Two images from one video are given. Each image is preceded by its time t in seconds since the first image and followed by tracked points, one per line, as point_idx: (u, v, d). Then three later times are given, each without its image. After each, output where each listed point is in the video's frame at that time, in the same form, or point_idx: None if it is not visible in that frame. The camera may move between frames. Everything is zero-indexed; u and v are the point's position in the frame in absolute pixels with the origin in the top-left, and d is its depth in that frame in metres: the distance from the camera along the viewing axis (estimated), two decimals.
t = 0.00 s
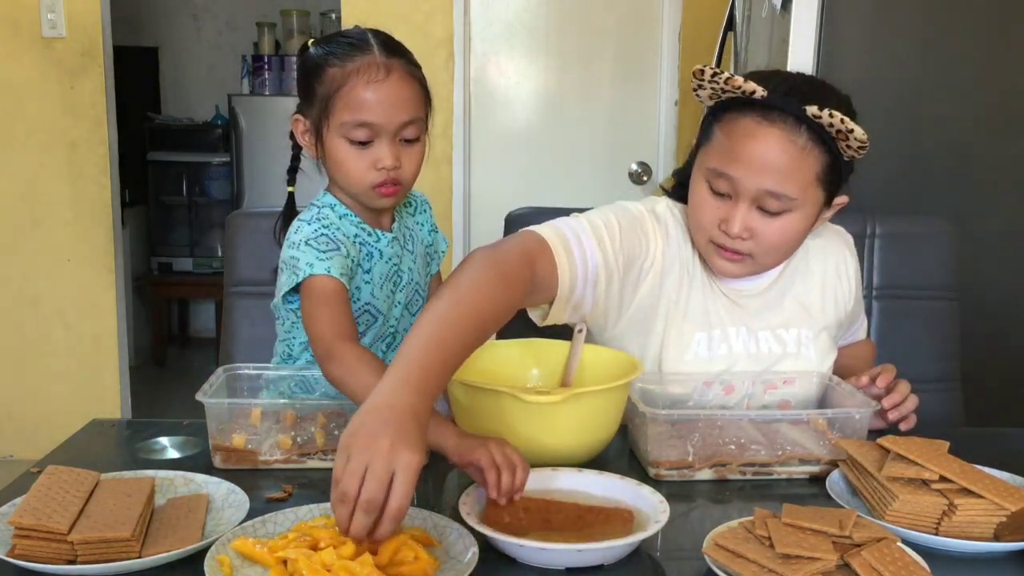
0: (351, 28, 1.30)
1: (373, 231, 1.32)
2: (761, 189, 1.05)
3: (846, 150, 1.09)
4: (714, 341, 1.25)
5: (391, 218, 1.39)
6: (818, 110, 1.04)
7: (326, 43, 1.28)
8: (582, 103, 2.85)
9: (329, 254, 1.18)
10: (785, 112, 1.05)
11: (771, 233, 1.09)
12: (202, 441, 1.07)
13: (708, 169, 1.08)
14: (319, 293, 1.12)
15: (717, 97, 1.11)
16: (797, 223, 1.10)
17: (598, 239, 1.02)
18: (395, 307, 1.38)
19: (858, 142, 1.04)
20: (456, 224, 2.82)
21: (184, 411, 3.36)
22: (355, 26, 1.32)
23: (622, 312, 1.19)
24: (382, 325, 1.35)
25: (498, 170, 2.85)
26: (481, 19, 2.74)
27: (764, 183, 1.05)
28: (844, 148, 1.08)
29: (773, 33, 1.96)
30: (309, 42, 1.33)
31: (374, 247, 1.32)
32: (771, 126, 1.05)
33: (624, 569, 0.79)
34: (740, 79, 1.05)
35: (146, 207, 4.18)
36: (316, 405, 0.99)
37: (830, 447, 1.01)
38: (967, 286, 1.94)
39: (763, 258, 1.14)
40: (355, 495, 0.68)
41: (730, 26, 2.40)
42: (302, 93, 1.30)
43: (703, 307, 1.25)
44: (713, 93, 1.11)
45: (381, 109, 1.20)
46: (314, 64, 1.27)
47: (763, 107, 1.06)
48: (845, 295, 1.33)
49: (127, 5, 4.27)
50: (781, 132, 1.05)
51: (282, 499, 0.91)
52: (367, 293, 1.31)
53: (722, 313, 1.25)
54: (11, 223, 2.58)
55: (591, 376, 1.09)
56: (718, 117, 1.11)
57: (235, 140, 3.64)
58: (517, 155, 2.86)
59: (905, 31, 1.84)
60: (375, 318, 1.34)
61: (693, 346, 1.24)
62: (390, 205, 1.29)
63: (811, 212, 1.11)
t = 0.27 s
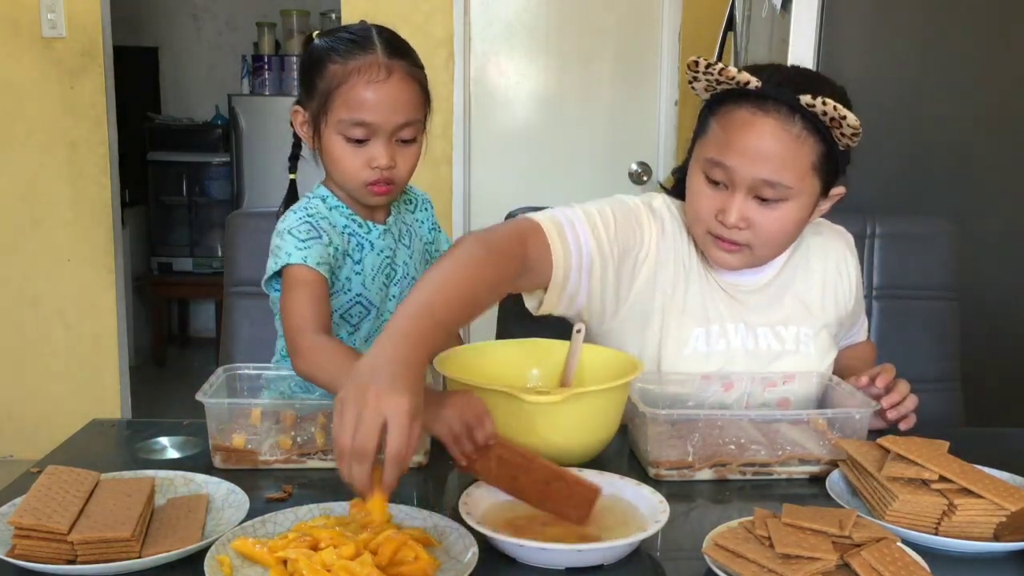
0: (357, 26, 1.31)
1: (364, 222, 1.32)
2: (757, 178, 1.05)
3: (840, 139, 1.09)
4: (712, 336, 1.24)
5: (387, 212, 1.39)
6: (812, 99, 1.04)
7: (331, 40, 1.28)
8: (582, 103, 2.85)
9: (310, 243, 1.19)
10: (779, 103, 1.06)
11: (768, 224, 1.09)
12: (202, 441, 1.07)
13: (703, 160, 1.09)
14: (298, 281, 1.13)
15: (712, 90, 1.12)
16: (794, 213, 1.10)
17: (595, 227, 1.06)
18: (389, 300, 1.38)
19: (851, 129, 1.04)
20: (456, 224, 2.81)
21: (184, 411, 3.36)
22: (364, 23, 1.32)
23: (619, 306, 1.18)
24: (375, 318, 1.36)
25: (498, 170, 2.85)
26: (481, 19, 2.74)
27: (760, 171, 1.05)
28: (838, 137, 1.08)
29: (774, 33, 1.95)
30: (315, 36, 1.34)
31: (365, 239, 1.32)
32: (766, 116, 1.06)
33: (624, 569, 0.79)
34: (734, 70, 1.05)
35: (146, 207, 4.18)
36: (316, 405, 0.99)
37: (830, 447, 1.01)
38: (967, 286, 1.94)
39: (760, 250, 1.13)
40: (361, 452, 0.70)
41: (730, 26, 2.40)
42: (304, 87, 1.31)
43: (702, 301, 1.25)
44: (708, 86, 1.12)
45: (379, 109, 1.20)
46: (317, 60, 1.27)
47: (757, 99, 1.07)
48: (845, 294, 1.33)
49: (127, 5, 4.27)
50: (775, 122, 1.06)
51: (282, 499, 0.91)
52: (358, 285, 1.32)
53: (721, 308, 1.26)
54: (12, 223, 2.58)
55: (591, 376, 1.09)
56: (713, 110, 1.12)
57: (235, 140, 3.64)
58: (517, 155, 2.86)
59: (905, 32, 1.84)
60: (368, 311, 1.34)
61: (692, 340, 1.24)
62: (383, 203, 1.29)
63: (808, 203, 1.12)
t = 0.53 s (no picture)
0: (352, 20, 1.30)
1: (356, 214, 1.33)
2: (779, 164, 1.08)
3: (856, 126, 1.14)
4: (714, 326, 1.25)
5: (380, 204, 1.39)
6: (833, 87, 1.08)
7: (324, 33, 1.28)
8: (582, 103, 2.85)
9: (298, 237, 1.20)
10: (800, 90, 1.09)
11: (787, 209, 1.12)
12: (202, 441, 1.07)
13: (723, 146, 1.12)
14: (295, 276, 1.16)
15: (730, 78, 1.15)
16: (811, 199, 1.13)
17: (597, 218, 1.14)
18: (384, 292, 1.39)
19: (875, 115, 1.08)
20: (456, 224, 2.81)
21: (184, 411, 3.36)
22: (359, 18, 1.31)
23: (623, 295, 1.23)
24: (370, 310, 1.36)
25: (498, 170, 2.85)
26: (481, 19, 2.74)
27: (782, 157, 1.08)
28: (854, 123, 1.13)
29: (774, 33, 1.95)
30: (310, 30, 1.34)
31: (357, 230, 1.33)
32: (788, 103, 1.09)
33: (624, 569, 0.79)
34: (757, 58, 1.09)
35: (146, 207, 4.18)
36: (316, 405, 0.99)
37: (830, 447, 1.01)
38: (967, 286, 1.94)
39: (775, 235, 1.16)
40: (357, 388, 0.75)
41: (730, 26, 2.40)
42: (297, 81, 1.31)
43: (703, 290, 1.26)
44: (727, 74, 1.14)
45: (370, 105, 1.20)
46: (310, 54, 1.28)
47: (778, 86, 1.10)
48: (848, 286, 1.33)
49: (128, 5, 4.27)
50: (797, 108, 1.09)
51: (282, 499, 0.91)
52: (351, 276, 1.33)
53: (722, 299, 1.26)
54: (11, 223, 2.58)
55: (592, 377, 1.09)
56: (729, 97, 1.14)
57: (235, 140, 3.64)
58: (517, 155, 2.86)
59: (905, 31, 1.84)
60: (362, 302, 1.35)
61: (694, 329, 1.25)
62: (371, 197, 1.30)
63: (822, 188, 1.15)
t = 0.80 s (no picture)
0: (347, 17, 1.30)
1: (347, 209, 1.34)
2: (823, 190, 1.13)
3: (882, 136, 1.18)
4: (723, 314, 1.35)
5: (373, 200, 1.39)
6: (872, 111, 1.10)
7: (318, 31, 1.27)
8: (582, 103, 2.85)
9: (285, 233, 1.20)
10: (841, 114, 1.12)
11: (825, 224, 1.18)
12: (202, 441, 1.07)
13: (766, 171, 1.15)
14: (283, 271, 1.17)
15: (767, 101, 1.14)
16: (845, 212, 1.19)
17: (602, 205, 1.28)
18: (377, 288, 1.38)
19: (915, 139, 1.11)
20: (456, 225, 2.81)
21: (184, 411, 3.36)
22: (356, 15, 1.30)
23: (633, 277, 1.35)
24: (363, 305, 1.36)
25: (498, 170, 2.85)
26: (481, 19, 2.74)
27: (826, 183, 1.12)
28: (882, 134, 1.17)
29: (773, 33, 1.95)
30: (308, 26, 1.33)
31: (347, 225, 1.33)
32: (831, 129, 1.11)
33: (624, 569, 0.79)
34: (806, 92, 1.09)
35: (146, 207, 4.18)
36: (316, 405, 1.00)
37: (830, 447, 1.01)
38: (967, 286, 1.94)
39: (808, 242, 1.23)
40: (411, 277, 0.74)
41: (730, 26, 2.40)
42: (291, 76, 1.31)
43: (715, 280, 1.36)
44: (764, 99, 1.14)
45: (360, 104, 1.20)
46: (304, 51, 1.27)
47: (819, 110, 1.12)
48: (854, 282, 1.39)
49: (128, 5, 4.27)
50: (839, 134, 1.12)
51: (282, 499, 0.91)
52: (342, 270, 1.33)
53: (733, 289, 1.35)
54: (11, 223, 2.58)
55: (591, 377, 1.09)
56: (767, 116, 1.16)
57: (235, 140, 3.65)
58: (517, 155, 2.86)
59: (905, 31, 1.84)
60: (354, 297, 1.35)
61: (704, 317, 1.35)
62: (363, 193, 1.31)
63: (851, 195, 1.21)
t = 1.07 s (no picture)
0: (335, 15, 1.30)
1: (338, 206, 1.34)
2: (837, 201, 1.15)
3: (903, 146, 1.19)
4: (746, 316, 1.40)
5: (365, 198, 1.40)
6: (890, 123, 1.11)
7: (306, 29, 1.28)
8: (583, 103, 2.85)
9: (276, 229, 1.20)
10: (855, 125, 1.13)
11: (841, 233, 1.21)
12: (202, 441, 1.07)
13: (783, 181, 1.18)
14: (274, 266, 1.17)
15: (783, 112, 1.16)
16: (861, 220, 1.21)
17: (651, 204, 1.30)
18: (371, 285, 1.38)
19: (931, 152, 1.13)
20: (456, 225, 2.81)
21: (184, 411, 3.36)
22: (344, 13, 1.31)
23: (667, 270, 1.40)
24: (358, 302, 1.36)
25: (498, 170, 2.85)
26: (481, 19, 2.74)
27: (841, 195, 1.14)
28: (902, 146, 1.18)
29: (773, 33, 1.95)
30: (295, 26, 1.33)
31: (339, 222, 1.33)
32: (846, 140, 1.13)
33: (624, 569, 0.79)
34: (818, 104, 1.11)
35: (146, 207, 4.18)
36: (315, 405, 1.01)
37: (829, 447, 1.01)
38: (967, 286, 1.94)
39: (825, 250, 1.26)
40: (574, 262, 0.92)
41: (730, 26, 2.40)
42: (281, 76, 1.31)
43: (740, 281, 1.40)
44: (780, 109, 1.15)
45: (350, 99, 1.20)
46: (292, 49, 1.27)
47: (834, 122, 1.14)
48: (878, 296, 1.43)
49: (128, 5, 4.28)
50: (854, 144, 1.13)
51: (282, 499, 0.90)
52: (335, 267, 1.33)
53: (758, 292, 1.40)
54: (12, 223, 2.58)
55: (591, 377, 1.09)
56: (784, 127, 1.17)
57: (235, 140, 3.65)
58: (517, 155, 2.86)
59: (905, 31, 1.84)
60: (347, 294, 1.35)
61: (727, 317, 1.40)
62: (357, 188, 1.31)
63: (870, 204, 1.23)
